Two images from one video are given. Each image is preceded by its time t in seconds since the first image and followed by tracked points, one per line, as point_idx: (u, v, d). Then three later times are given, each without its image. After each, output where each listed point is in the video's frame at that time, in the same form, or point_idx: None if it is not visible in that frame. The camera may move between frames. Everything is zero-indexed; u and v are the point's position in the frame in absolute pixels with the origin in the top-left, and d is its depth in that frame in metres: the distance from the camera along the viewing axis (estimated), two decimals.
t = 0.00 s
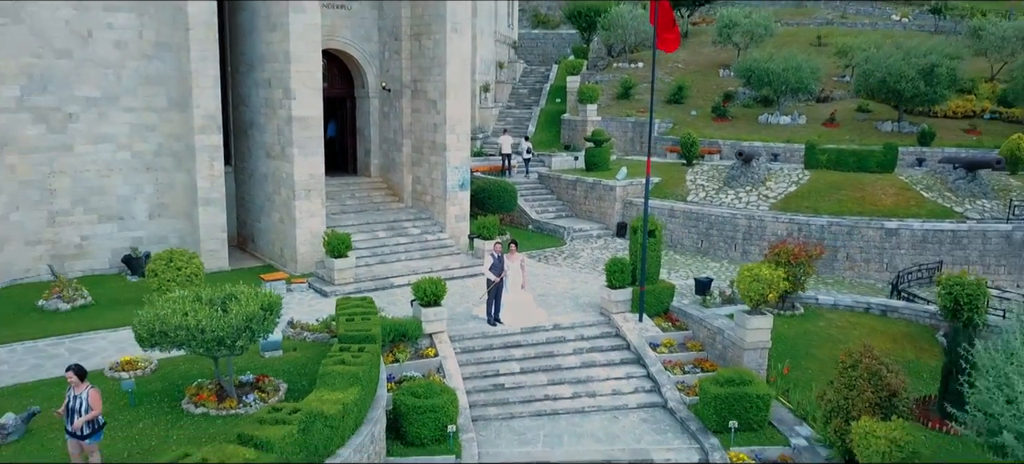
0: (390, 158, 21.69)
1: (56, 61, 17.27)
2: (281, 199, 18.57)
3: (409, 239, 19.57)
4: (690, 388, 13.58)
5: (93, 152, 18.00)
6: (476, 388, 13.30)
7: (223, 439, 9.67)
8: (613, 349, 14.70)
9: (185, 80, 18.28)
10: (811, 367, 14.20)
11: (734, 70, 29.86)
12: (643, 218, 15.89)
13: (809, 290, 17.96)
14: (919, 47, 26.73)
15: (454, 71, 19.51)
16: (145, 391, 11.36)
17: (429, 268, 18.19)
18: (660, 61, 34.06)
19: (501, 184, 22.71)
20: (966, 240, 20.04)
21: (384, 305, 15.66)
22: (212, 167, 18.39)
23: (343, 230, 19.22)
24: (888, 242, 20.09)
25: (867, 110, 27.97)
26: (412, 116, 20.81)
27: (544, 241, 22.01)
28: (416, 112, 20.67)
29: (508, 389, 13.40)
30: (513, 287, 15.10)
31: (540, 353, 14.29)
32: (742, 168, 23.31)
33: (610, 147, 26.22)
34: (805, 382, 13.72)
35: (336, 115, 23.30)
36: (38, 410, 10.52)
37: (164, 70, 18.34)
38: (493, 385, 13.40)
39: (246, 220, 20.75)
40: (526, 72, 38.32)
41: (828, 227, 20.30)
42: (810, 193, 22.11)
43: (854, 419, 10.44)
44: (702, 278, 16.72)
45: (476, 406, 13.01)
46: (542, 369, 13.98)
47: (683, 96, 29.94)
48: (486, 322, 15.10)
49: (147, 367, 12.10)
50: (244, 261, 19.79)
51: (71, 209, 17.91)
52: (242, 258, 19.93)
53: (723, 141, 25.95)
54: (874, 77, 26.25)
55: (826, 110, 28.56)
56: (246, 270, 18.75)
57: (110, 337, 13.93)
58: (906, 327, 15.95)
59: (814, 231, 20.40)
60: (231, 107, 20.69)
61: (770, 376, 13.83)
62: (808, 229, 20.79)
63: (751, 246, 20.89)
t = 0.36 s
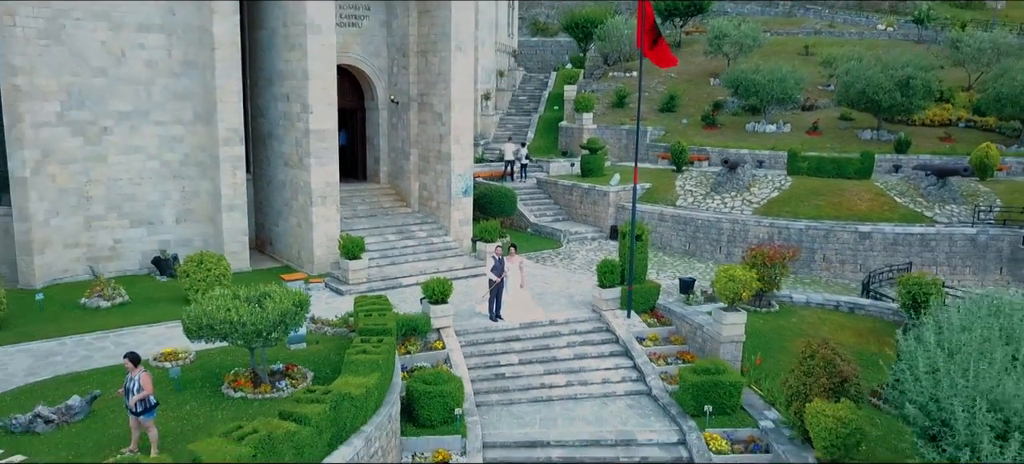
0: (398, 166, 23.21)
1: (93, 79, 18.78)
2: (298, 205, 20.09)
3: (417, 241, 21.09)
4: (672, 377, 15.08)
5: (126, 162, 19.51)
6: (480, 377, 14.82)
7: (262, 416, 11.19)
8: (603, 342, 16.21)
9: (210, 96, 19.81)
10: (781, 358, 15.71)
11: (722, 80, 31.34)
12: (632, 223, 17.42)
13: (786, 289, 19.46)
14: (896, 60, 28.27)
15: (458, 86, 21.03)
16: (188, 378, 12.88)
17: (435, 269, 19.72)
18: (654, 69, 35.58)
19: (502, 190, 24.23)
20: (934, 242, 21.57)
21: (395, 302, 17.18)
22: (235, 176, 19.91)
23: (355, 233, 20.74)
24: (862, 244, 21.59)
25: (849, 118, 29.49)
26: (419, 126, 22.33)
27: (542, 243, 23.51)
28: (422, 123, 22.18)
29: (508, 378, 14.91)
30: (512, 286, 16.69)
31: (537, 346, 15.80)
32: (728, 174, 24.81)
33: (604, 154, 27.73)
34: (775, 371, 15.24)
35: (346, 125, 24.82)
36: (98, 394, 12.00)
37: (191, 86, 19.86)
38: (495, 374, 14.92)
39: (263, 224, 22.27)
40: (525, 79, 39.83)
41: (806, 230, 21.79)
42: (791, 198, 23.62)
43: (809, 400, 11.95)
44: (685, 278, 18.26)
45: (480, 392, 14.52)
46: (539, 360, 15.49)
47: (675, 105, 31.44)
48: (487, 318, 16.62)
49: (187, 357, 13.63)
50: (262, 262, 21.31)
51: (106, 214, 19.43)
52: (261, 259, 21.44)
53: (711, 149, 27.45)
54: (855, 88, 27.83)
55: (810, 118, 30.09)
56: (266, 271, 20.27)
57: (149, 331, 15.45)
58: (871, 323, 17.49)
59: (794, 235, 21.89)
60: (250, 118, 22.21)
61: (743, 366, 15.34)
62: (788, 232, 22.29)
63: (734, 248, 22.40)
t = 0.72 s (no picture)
0: (403, 173, 24.77)
1: (123, 94, 20.33)
2: (312, 210, 21.64)
3: (422, 244, 22.65)
4: (656, 368, 16.64)
5: (152, 170, 21.07)
6: (481, 367, 16.39)
7: (293, 396, 12.77)
8: (593, 337, 17.78)
9: (230, 109, 21.38)
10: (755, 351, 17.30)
11: (710, 89, 32.89)
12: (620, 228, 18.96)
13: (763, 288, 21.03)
14: (875, 72, 29.88)
15: (460, 99, 22.57)
16: (221, 366, 14.45)
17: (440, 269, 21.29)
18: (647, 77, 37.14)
19: (501, 195, 25.79)
20: (904, 244, 23.13)
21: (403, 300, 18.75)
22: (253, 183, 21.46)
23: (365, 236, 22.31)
24: (837, 246, 23.16)
25: (831, 126, 31.08)
26: (424, 136, 23.88)
27: (539, 245, 25.07)
28: (427, 133, 23.73)
29: (507, 368, 16.49)
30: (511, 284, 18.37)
31: (532, 340, 17.36)
32: (714, 180, 26.36)
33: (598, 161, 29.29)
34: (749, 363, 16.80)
35: (355, 133, 26.37)
36: (143, 380, 13.55)
37: (212, 100, 21.42)
38: (495, 365, 16.48)
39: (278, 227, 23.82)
40: (524, 85, 41.38)
41: (785, 233, 23.34)
42: (772, 203, 25.19)
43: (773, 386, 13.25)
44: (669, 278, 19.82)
45: (481, 381, 16.08)
46: (534, 352, 17.04)
47: (666, 112, 33.00)
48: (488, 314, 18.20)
49: (219, 349, 15.21)
50: (278, 263, 22.87)
51: (134, 219, 20.99)
52: (276, 260, 23.00)
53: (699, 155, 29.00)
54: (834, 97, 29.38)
55: (794, 125, 31.66)
56: (282, 271, 21.84)
57: (180, 326, 17.01)
58: (840, 319, 19.07)
59: (773, 238, 23.44)
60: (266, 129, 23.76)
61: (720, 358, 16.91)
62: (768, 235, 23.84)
63: (718, 250, 23.94)
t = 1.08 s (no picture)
0: (409, 180, 26.35)
1: (150, 108, 21.90)
2: (325, 215, 23.20)
3: (427, 247, 24.23)
4: (642, 361, 18.21)
5: (176, 178, 22.63)
6: (482, 360, 17.98)
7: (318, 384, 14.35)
8: (585, 332, 19.36)
9: (249, 121, 22.95)
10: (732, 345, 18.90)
11: (699, 98, 34.45)
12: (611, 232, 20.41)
13: (743, 288, 22.65)
14: (855, 83, 31.53)
15: (463, 112, 24.15)
16: (250, 358, 16.02)
17: (444, 271, 22.89)
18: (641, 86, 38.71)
19: (501, 200, 27.38)
20: (878, 247, 24.71)
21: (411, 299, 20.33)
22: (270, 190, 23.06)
23: (374, 240, 23.90)
24: (815, 249, 24.75)
25: (814, 134, 32.68)
26: (428, 146, 25.46)
27: (536, 247, 26.64)
28: (431, 142, 25.31)
29: (506, 361, 18.08)
30: (509, 284, 19.70)
31: (529, 336, 18.98)
32: (702, 186, 27.94)
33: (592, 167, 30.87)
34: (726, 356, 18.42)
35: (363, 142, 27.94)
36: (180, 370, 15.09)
37: (232, 113, 23.00)
38: (495, 358, 18.10)
39: (292, 231, 25.38)
40: (523, 92, 42.94)
41: (767, 237, 24.94)
42: (756, 208, 26.78)
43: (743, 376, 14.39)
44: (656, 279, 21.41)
45: (482, 373, 17.68)
46: (531, 347, 18.64)
47: (658, 120, 34.58)
48: (489, 311, 19.85)
49: (244, 343, 16.79)
50: (292, 264, 24.45)
51: (160, 223, 22.57)
52: (291, 261, 24.60)
53: (688, 162, 30.58)
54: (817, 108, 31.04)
55: (779, 133, 33.25)
56: (297, 272, 23.42)
57: (208, 323, 18.60)
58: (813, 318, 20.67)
59: (756, 241, 25.05)
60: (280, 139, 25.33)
61: (700, 353, 18.45)
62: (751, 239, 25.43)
63: (704, 252, 25.51)
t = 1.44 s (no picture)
0: (415, 188, 28.09)
1: (176, 124, 23.63)
2: (337, 222, 24.94)
3: (432, 251, 25.98)
4: (629, 357, 19.95)
5: (200, 188, 24.37)
6: (484, 356, 19.73)
7: (339, 375, 16.12)
8: (578, 330, 21.11)
9: (268, 135, 24.69)
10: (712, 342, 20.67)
11: (689, 108, 36.20)
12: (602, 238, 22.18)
13: (724, 289, 24.44)
14: (836, 95, 33.34)
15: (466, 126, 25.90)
16: (276, 352, 17.76)
17: (449, 274, 24.64)
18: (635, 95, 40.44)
19: (501, 207, 29.13)
20: (854, 251, 26.45)
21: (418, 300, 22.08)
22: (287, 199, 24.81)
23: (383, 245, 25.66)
24: (795, 253, 26.49)
25: (799, 142, 34.43)
26: (433, 156, 27.19)
27: (534, 251, 28.37)
28: (437, 153, 27.04)
29: (506, 357, 19.82)
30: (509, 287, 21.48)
31: (527, 334, 20.72)
32: (690, 193, 29.69)
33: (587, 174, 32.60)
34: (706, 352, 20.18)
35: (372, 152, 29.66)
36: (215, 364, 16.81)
37: (252, 127, 24.74)
38: (496, 354, 19.84)
39: (306, 236, 27.11)
40: (522, 100, 44.63)
41: (749, 242, 26.69)
42: (740, 214, 28.53)
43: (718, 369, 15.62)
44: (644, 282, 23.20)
45: (484, 367, 19.43)
46: (528, 344, 20.37)
47: (651, 129, 36.32)
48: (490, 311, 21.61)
49: (269, 339, 18.53)
50: (307, 267, 26.19)
51: (185, 230, 24.31)
52: (305, 265, 26.35)
53: (678, 169, 32.31)
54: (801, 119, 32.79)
55: (766, 142, 35.01)
56: (311, 275, 25.17)
57: (234, 322, 20.32)
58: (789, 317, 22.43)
59: (739, 245, 26.80)
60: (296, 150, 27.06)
61: (683, 350, 20.18)
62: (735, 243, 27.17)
63: (692, 256, 27.27)
